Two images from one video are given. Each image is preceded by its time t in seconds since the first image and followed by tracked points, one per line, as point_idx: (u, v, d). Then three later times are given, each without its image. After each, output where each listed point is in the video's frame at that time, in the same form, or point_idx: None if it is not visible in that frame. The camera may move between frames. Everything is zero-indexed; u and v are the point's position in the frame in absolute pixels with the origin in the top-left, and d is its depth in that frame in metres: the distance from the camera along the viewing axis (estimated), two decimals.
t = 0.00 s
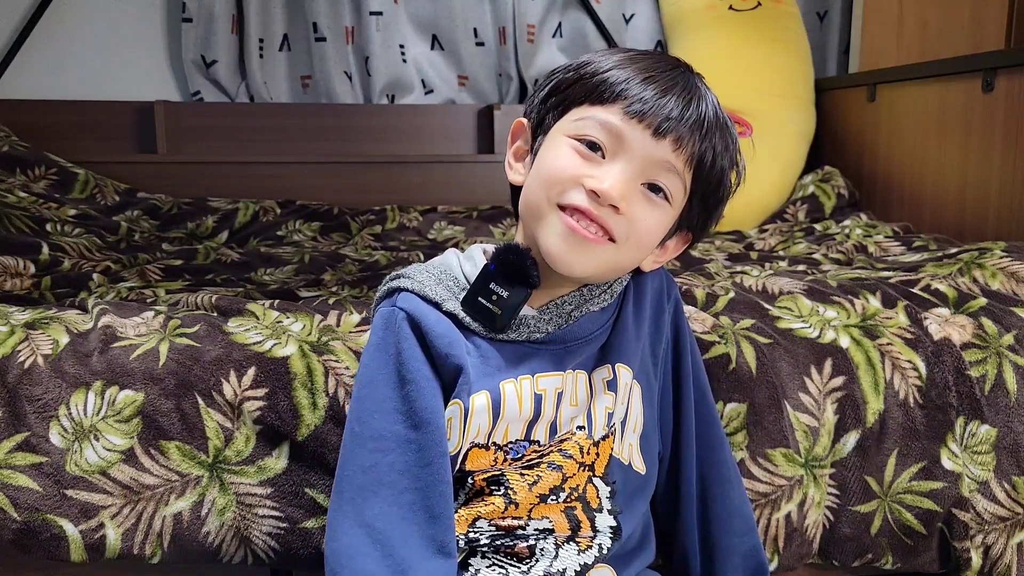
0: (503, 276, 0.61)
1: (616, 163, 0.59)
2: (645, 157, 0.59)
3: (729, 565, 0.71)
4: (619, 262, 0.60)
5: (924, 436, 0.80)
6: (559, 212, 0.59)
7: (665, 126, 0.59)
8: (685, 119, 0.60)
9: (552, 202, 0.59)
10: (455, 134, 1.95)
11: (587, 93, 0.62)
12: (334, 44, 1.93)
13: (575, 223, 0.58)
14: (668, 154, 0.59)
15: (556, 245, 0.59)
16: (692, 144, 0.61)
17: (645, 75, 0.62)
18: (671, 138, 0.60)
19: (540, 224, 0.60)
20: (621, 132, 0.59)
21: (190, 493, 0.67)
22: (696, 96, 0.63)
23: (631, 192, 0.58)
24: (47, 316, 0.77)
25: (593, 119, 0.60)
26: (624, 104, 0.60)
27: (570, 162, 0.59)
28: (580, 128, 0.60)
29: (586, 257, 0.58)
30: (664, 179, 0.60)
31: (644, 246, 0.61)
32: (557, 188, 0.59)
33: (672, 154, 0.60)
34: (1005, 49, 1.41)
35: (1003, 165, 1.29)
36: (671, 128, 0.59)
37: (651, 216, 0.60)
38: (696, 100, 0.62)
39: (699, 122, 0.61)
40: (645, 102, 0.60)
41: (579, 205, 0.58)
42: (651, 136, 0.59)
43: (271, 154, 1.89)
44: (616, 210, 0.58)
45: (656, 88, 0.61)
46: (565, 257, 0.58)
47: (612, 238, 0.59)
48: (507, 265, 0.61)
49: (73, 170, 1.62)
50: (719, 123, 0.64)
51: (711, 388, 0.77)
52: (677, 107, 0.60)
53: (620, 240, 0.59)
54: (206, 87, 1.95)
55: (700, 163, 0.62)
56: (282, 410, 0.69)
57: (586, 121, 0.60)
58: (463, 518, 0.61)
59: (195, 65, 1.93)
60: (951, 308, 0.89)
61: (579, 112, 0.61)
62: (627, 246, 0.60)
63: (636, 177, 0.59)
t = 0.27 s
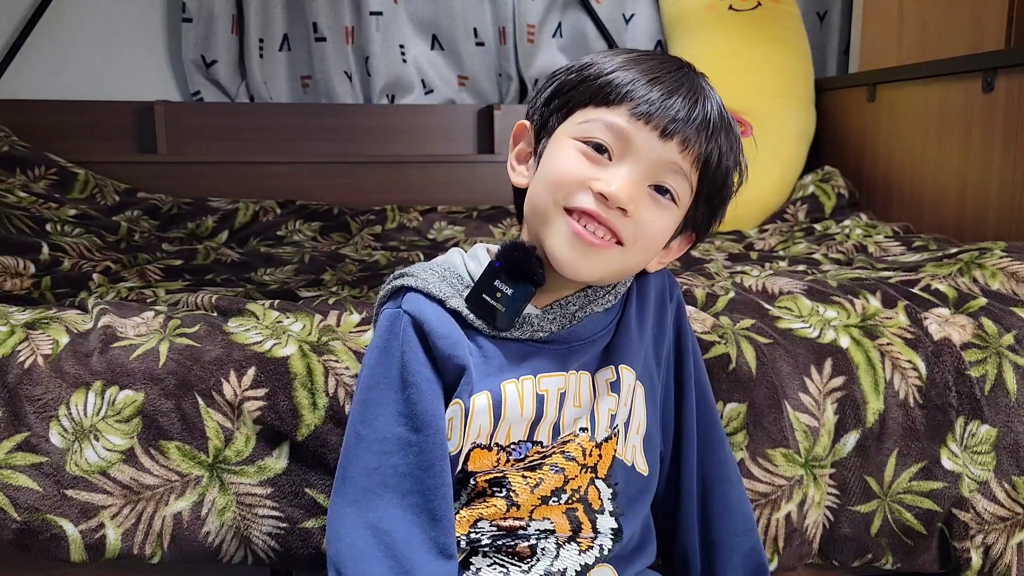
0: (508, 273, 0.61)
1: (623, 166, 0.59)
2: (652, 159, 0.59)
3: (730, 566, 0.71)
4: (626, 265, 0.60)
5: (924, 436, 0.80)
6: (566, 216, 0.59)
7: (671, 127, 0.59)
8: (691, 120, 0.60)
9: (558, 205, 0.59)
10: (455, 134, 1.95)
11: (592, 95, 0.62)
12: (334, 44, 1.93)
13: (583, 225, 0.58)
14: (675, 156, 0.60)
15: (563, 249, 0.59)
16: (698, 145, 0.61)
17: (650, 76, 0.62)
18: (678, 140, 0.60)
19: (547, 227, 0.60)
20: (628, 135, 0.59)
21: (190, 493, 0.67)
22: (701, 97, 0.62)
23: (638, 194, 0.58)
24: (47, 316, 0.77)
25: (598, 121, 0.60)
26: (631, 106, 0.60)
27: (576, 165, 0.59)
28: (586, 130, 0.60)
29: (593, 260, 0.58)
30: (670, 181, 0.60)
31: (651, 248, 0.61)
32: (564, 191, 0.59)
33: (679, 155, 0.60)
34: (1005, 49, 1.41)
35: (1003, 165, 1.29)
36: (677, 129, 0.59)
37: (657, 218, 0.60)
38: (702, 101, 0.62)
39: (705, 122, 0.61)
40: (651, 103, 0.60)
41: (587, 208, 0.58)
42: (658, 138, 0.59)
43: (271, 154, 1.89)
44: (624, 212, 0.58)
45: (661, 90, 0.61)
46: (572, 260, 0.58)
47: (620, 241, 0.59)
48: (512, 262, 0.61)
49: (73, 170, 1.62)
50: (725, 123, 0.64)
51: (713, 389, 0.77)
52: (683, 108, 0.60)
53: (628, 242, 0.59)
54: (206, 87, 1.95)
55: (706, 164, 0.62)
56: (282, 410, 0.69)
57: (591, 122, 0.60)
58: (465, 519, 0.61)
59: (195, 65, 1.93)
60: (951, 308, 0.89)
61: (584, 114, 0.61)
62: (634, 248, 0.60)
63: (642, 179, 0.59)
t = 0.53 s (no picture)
0: (509, 270, 0.61)
1: (621, 161, 0.59)
2: (651, 155, 0.59)
3: (730, 566, 0.71)
4: (625, 262, 0.60)
5: (924, 436, 0.80)
6: (565, 212, 0.59)
7: (669, 123, 0.59)
8: (689, 117, 0.60)
9: (557, 202, 0.59)
10: (455, 134, 1.95)
11: (590, 93, 0.62)
12: (334, 44, 1.93)
13: (582, 222, 0.58)
14: (673, 152, 0.60)
15: (562, 246, 0.59)
16: (696, 142, 0.61)
17: (647, 73, 0.62)
18: (676, 136, 0.60)
19: (546, 225, 0.60)
20: (627, 131, 0.59)
21: (190, 493, 0.67)
22: (698, 94, 0.63)
23: (637, 190, 0.58)
24: (47, 316, 0.77)
25: (597, 117, 0.60)
26: (629, 102, 0.60)
27: (574, 161, 0.59)
28: (584, 127, 0.60)
29: (593, 257, 0.58)
30: (669, 177, 0.60)
31: (651, 245, 0.61)
32: (562, 187, 0.59)
33: (677, 152, 0.60)
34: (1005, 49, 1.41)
35: (1003, 164, 1.29)
36: (675, 126, 0.60)
37: (657, 214, 0.60)
38: (699, 98, 0.62)
39: (703, 119, 0.61)
40: (650, 100, 0.60)
41: (586, 204, 0.58)
42: (657, 135, 0.59)
43: (270, 154, 1.89)
44: (624, 208, 0.58)
45: (659, 86, 0.61)
46: (572, 257, 0.58)
47: (619, 237, 0.59)
48: (514, 260, 0.61)
49: (73, 170, 1.62)
50: (722, 121, 0.64)
51: (712, 390, 0.76)
52: (681, 104, 0.60)
53: (627, 239, 0.59)
54: (206, 87, 1.95)
55: (704, 161, 0.62)
56: (282, 410, 0.69)
57: (590, 119, 0.60)
58: (463, 519, 0.61)
59: (195, 65, 1.93)
60: (951, 308, 0.89)
61: (582, 111, 0.61)
62: (634, 245, 0.60)
63: (642, 175, 0.59)
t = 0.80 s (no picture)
0: (509, 268, 0.61)
1: (620, 160, 0.59)
2: (650, 154, 0.59)
3: (729, 566, 0.71)
4: (625, 261, 0.60)
5: (924, 436, 0.80)
6: (564, 211, 0.59)
7: (669, 123, 0.59)
8: (689, 116, 0.60)
9: (556, 201, 0.59)
10: (455, 134, 1.95)
11: (590, 92, 0.62)
12: (334, 45, 1.93)
13: (581, 221, 0.59)
14: (673, 151, 0.60)
15: (562, 244, 0.59)
16: (696, 141, 0.61)
17: (647, 73, 0.62)
18: (676, 135, 0.60)
19: (545, 224, 0.60)
20: (625, 130, 0.59)
21: (190, 493, 0.67)
22: (697, 93, 0.63)
23: (636, 188, 0.58)
24: (47, 316, 0.77)
25: (596, 117, 0.60)
26: (629, 101, 0.60)
27: (573, 160, 0.59)
28: (583, 126, 0.60)
29: (592, 255, 0.58)
30: (668, 176, 0.60)
31: (650, 244, 0.61)
32: (562, 186, 0.59)
33: (677, 151, 0.60)
34: (1005, 49, 1.41)
35: (1003, 164, 1.29)
36: (675, 125, 0.59)
37: (656, 213, 0.60)
38: (698, 97, 0.62)
39: (702, 119, 0.61)
40: (649, 99, 0.60)
41: (585, 203, 0.58)
42: (656, 134, 0.59)
43: (270, 154, 1.89)
44: (623, 207, 0.58)
45: (659, 86, 0.61)
46: (571, 256, 0.58)
47: (618, 236, 0.59)
48: (513, 258, 0.62)
49: (73, 170, 1.62)
50: (721, 121, 0.64)
51: (711, 391, 0.76)
52: (680, 104, 0.60)
53: (627, 238, 0.59)
54: (206, 87, 1.95)
55: (703, 160, 0.62)
56: (282, 410, 0.69)
57: (589, 119, 0.60)
58: (461, 520, 0.61)
59: (195, 65, 1.93)
60: (951, 308, 0.89)
61: (582, 110, 0.61)
62: (633, 243, 0.60)
63: (640, 174, 0.59)
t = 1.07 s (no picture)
0: (513, 263, 0.61)
1: (629, 160, 0.59)
2: (660, 154, 0.59)
3: (729, 565, 0.71)
4: (633, 261, 0.60)
5: (924, 436, 0.81)
6: (575, 212, 0.59)
7: (678, 125, 0.59)
8: (697, 119, 0.61)
9: (567, 202, 0.59)
10: (455, 134, 1.95)
11: (597, 94, 0.62)
12: (334, 45, 1.93)
13: (592, 220, 0.58)
14: (682, 152, 0.60)
15: (572, 245, 0.58)
16: (704, 143, 0.61)
17: (654, 75, 0.62)
18: (685, 137, 0.60)
19: (554, 224, 0.60)
20: (635, 130, 0.59)
21: (190, 493, 0.67)
22: (704, 95, 0.63)
23: (646, 188, 0.58)
24: (47, 316, 0.77)
25: (605, 117, 0.60)
26: (638, 103, 0.60)
27: (583, 159, 0.59)
28: (592, 126, 0.60)
29: (602, 255, 0.58)
30: (676, 176, 0.60)
31: (659, 244, 0.61)
32: (572, 186, 0.59)
33: (686, 152, 0.60)
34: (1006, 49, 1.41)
35: (1003, 164, 1.29)
36: (684, 127, 0.60)
37: (665, 213, 0.60)
38: (705, 99, 0.62)
39: (709, 121, 0.62)
40: (658, 101, 0.60)
41: (596, 202, 0.58)
42: (666, 135, 0.59)
43: (270, 154, 1.89)
44: (633, 207, 0.58)
45: (667, 88, 0.61)
46: (582, 256, 0.58)
47: (628, 236, 0.59)
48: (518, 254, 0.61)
49: (73, 170, 1.62)
50: (727, 122, 0.64)
51: (711, 390, 0.77)
52: (688, 106, 0.61)
53: (637, 238, 0.59)
54: (206, 87, 1.96)
55: (710, 161, 0.63)
56: (282, 410, 0.69)
57: (599, 119, 0.60)
58: (462, 518, 0.61)
59: (195, 65, 1.93)
60: (951, 308, 0.89)
61: (590, 111, 0.61)
62: (643, 243, 0.60)
63: (650, 173, 0.59)
